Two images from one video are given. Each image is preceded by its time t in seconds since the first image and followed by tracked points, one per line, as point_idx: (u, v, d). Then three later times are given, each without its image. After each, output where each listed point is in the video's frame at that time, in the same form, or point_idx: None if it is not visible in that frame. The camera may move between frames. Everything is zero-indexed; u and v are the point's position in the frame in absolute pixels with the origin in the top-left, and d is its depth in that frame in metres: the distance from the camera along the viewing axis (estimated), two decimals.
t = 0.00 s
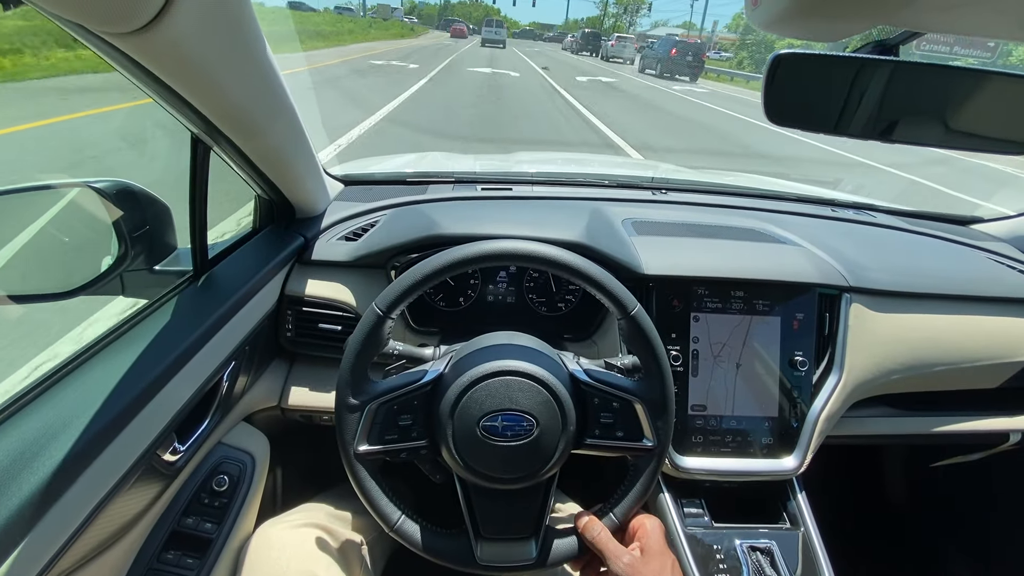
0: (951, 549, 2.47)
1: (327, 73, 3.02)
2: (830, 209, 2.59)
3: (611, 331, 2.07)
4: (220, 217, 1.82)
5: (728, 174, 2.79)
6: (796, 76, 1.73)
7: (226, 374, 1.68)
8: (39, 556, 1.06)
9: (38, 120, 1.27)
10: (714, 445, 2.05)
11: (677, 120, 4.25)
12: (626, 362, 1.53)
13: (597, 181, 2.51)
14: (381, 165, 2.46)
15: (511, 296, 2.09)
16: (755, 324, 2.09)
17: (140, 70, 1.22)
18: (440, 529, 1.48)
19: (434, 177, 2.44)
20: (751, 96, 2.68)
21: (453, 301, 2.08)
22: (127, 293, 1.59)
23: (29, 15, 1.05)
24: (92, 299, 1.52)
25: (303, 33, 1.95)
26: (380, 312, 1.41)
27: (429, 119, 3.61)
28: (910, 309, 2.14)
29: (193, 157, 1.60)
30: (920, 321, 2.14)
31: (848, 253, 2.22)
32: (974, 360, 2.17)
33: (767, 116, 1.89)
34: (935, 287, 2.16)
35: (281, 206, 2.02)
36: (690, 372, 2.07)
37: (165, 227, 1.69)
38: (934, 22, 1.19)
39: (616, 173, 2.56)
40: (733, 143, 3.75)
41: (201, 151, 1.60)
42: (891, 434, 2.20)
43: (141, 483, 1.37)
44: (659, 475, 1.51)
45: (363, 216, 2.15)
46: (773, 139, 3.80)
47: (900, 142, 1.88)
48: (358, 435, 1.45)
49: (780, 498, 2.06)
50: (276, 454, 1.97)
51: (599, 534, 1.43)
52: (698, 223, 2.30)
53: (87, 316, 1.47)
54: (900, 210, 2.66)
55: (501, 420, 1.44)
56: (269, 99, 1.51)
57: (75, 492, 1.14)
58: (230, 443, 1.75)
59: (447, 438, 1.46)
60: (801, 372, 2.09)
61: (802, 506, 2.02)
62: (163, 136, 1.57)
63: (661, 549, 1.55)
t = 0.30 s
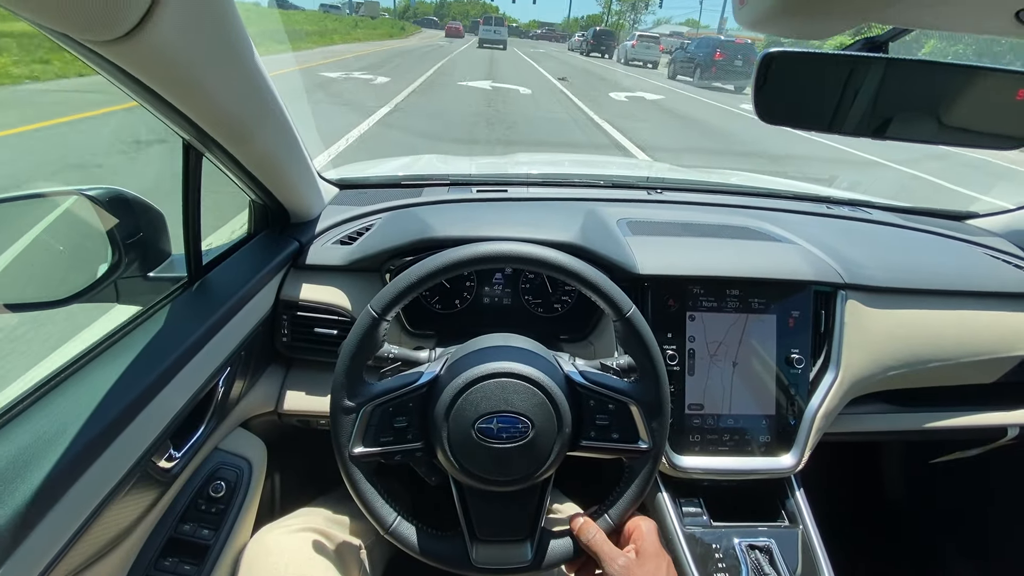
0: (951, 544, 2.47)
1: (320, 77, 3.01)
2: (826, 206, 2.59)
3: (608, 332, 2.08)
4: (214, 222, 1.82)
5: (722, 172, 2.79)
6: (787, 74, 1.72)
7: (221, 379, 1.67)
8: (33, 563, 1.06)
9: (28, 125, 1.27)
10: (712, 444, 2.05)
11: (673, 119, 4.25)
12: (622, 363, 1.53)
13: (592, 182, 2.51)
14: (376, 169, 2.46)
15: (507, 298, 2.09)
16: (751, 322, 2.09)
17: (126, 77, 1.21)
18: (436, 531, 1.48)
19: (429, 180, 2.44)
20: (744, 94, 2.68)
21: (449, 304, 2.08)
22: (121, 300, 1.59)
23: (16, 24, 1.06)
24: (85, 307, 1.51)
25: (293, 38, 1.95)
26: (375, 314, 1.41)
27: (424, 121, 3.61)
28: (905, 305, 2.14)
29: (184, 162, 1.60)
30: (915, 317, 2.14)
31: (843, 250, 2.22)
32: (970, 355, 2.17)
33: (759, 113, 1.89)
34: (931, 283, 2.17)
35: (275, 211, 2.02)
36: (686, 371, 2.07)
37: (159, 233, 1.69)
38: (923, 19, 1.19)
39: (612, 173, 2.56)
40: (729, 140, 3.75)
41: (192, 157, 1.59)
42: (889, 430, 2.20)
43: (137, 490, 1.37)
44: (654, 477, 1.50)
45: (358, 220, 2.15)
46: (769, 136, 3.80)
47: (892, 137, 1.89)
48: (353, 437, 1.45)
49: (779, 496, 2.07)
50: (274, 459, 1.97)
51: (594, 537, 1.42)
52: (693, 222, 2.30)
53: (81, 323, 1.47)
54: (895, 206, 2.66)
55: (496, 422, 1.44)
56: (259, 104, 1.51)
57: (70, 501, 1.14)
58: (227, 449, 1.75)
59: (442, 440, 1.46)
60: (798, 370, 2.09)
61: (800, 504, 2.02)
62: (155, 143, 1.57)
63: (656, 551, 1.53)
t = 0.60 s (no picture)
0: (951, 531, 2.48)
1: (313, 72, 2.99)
2: (823, 195, 2.58)
3: (603, 325, 2.07)
4: (205, 219, 1.81)
5: (718, 163, 2.77)
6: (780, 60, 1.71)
7: (215, 376, 1.67)
8: (24, 561, 1.06)
9: (19, 125, 1.25)
10: (710, 435, 2.04)
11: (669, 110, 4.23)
12: (617, 356, 1.52)
13: (587, 174, 2.49)
14: (369, 164, 2.45)
15: (503, 292, 2.08)
16: (748, 312, 2.08)
17: (108, 72, 1.20)
18: (429, 525, 1.47)
19: (423, 174, 2.42)
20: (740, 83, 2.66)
21: (443, 298, 2.07)
22: (112, 298, 1.58)
23: None
24: (76, 306, 1.50)
25: (282, 32, 1.92)
26: (368, 307, 1.40)
27: (418, 116, 3.58)
28: (902, 293, 2.13)
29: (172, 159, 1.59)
30: (913, 305, 2.13)
31: (840, 239, 2.20)
32: (969, 342, 2.16)
33: (753, 101, 1.88)
34: (928, 271, 2.15)
35: (267, 207, 2.01)
36: (683, 362, 2.06)
37: (149, 231, 1.68)
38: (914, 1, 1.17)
39: (607, 165, 2.54)
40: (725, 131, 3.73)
41: (180, 153, 1.58)
42: (887, 419, 2.19)
43: (130, 488, 1.36)
44: (649, 470, 1.50)
45: (351, 215, 2.14)
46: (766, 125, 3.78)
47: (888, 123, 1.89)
48: (346, 431, 1.44)
49: (777, 487, 2.06)
50: (270, 457, 1.96)
51: (588, 532, 1.41)
52: (688, 213, 2.29)
53: (73, 323, 1.46)
54: (892, 194, 2.64)
55: (490, 416, 1.43)
56: (245, 98, 1.50)
57: (60, 499, 1.13)
58: (222, 446, 1.74)
59: (435, 434, 1.45)
60: (795, 360, 2.08)
61: (799, 495, 2.01)
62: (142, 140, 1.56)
63: (650, 547, 1.53)
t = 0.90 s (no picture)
0: (943, 521, 2.53)
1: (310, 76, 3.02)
2: (816, 190, 2.60)
3: (599, 322, 2.09)
4: (204, 224, 1.83)
5: (713, 159, 2.79)
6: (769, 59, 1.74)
7: (216, 379, 1.69)
8: (35, 560, 1.09)
9: (14, 132, 1.26)
10: (706, 429, 2.06)
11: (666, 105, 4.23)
12: (613, 353, 1.54)
13: (583, 172, 2.51)
14: (365, 166, 2.47)
15: (500, 291, 2.10)
16: (742, 308, 2.11)
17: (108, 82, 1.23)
18: (429, 521, 1.49)
19: (419, 175, 2.44)
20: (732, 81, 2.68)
21: (441, 299, 2.09)
22: (115, 303, 1.60)
23: None
24: (79, 312, 1.52)
25: (277, 39, 1.94)
26: (367, 307, 1.42)
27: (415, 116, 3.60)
28: (895, 287, 2.16)
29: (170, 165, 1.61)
30: (905, 298, 2.16)
31: (834, 234, 2.22)
32: (961, 334, 2.19)
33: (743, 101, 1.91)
34: (921, 265, 2.18)
35: (266, 210, 2.03)
36: (679, 358, 2.09)
37: (148, 237, 1.69)
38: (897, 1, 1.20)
39: (602, 164, 2.56)
40: (721, 126, 3.75)
41: (178, 159, 1.60)
42: (882, 411, 2.22)
43: (134, 490, 1.39)
44: (645, 466, 1.52)
45: (349, 217, 2.16)
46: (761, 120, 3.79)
47: (878, 120, 1.91)
48: (346, 429, 1.46)
49: (773, 479, 2.09)
50: (272, 458, 1.99)
51: (584, 528, 1.44)
52: (683, 210, 2.31)
53: (77, 328, 1.49)
54: (885, 188, 2.67)
55: (487, 414, 1.45)
56: (239, 104, 1.52)
57: (68, 500, 1.16)
58: (224, 448, 1.76)
59: (434, 432, 1.47)
60: (790, 354, 2.10)
61: (794, 487, 2.04)
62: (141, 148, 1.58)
63: (644, 542, 1.53)
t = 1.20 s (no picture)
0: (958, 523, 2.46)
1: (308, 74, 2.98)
2: (823, 184, 2.55)
3: (602, 321, 2.05)
4: (198, 223, 1.79)
5: (717, 154, 2.74)
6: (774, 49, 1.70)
7: (209, 380, 1.65)
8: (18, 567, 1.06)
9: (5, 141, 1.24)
10: (711, 429, 2.02)
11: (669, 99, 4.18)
12: (616, 353, 1.50)
13: (584, 168, 2.47)
14: (363, 163, 2.43)
15: (500, 289, 2.06)
16: (748, 305, 2.06)
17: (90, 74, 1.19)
18: (425, 524, 1.46)
19: (418, 172, 2.40)
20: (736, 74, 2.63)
21: (440, 297, 2.05)
22: (105, 304, 1.57)
23: None
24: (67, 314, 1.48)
25: (271, 34, 1.90)
26: (365, 302, 1.38)
27: (415, 113, 3.55)
28: (904, 282, 2.11)
29: (161, 162, 1.57)
30: (915, 294, 2.11)
31: (841, 228, 2.18)
32: (972, 330, 2.14)
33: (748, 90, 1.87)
34: (930, 259, 2.13)
35: (260, 208, 1.99)
36: (683, 356, 2.04)
37: (140, 236, 1.65)
38: None
39: (603, 159, 2.51)
40: (725, 121, 3.69)
41: (168, 156, 1.57)
42: (892, 409, 2.17)
43: (124, 495, 1.35)
44: (646, 473, 1.48)
45: (346, 215, 2.12)
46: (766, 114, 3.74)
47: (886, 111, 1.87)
48: (340, 427, 1.42)
49: (781, 480, 2.04)
50: (269, 460, 1.95)
51: (583, 535, 1.41)
52: (687, 205, 2.26)
53: (66, 330, 1.45)
54: (893, 181, 2.61)
55: (486, 414, 1.41)
56: (227, 96, 1.48)
57: (53, 507, 1.12)
58: (219, 450, 1.73)
59: (431, 432, 1.43)
60: (797, 351, 2.06)
61: (803, 487, 1.99)
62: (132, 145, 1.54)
63: (645, 551, 1.49)
